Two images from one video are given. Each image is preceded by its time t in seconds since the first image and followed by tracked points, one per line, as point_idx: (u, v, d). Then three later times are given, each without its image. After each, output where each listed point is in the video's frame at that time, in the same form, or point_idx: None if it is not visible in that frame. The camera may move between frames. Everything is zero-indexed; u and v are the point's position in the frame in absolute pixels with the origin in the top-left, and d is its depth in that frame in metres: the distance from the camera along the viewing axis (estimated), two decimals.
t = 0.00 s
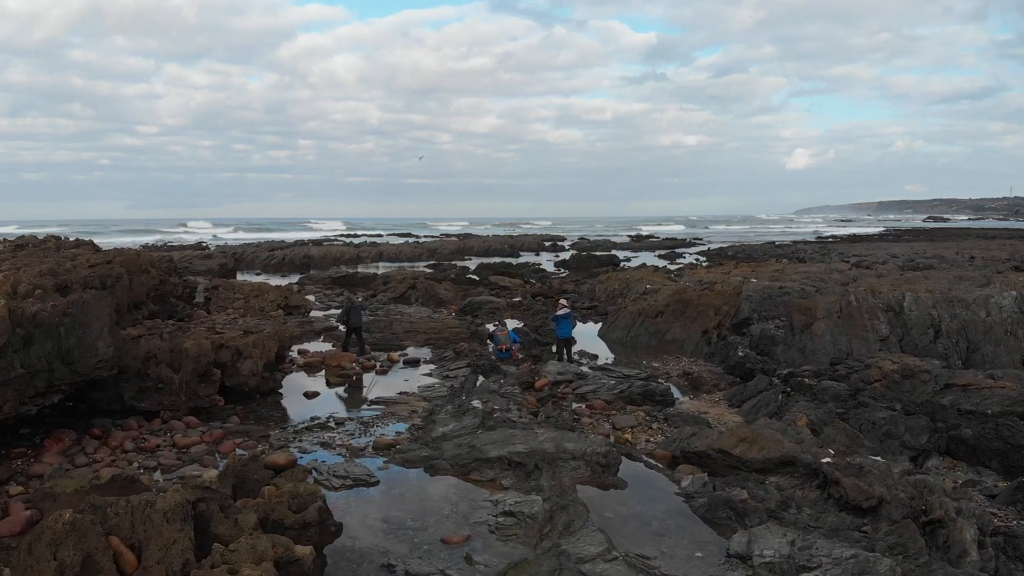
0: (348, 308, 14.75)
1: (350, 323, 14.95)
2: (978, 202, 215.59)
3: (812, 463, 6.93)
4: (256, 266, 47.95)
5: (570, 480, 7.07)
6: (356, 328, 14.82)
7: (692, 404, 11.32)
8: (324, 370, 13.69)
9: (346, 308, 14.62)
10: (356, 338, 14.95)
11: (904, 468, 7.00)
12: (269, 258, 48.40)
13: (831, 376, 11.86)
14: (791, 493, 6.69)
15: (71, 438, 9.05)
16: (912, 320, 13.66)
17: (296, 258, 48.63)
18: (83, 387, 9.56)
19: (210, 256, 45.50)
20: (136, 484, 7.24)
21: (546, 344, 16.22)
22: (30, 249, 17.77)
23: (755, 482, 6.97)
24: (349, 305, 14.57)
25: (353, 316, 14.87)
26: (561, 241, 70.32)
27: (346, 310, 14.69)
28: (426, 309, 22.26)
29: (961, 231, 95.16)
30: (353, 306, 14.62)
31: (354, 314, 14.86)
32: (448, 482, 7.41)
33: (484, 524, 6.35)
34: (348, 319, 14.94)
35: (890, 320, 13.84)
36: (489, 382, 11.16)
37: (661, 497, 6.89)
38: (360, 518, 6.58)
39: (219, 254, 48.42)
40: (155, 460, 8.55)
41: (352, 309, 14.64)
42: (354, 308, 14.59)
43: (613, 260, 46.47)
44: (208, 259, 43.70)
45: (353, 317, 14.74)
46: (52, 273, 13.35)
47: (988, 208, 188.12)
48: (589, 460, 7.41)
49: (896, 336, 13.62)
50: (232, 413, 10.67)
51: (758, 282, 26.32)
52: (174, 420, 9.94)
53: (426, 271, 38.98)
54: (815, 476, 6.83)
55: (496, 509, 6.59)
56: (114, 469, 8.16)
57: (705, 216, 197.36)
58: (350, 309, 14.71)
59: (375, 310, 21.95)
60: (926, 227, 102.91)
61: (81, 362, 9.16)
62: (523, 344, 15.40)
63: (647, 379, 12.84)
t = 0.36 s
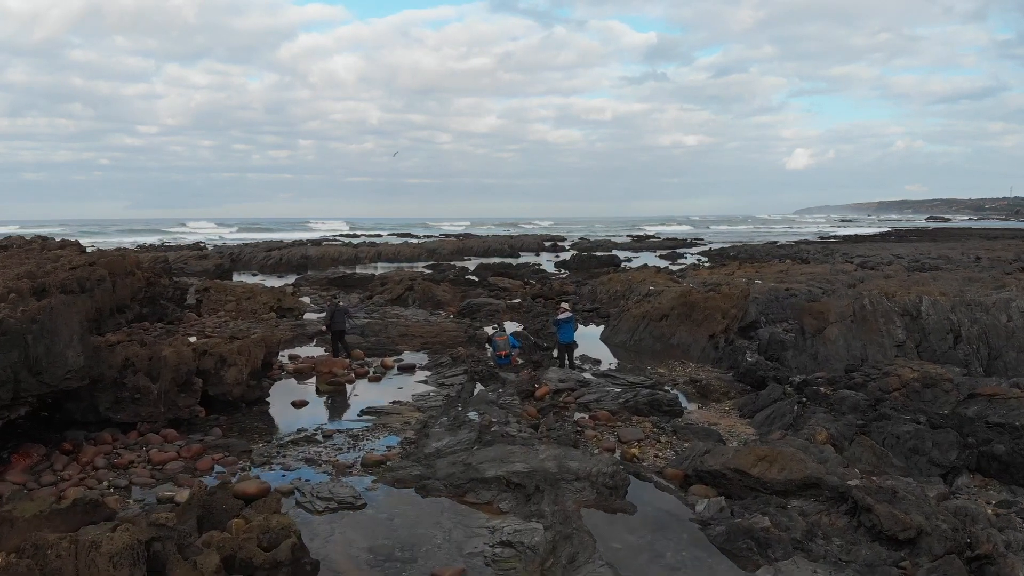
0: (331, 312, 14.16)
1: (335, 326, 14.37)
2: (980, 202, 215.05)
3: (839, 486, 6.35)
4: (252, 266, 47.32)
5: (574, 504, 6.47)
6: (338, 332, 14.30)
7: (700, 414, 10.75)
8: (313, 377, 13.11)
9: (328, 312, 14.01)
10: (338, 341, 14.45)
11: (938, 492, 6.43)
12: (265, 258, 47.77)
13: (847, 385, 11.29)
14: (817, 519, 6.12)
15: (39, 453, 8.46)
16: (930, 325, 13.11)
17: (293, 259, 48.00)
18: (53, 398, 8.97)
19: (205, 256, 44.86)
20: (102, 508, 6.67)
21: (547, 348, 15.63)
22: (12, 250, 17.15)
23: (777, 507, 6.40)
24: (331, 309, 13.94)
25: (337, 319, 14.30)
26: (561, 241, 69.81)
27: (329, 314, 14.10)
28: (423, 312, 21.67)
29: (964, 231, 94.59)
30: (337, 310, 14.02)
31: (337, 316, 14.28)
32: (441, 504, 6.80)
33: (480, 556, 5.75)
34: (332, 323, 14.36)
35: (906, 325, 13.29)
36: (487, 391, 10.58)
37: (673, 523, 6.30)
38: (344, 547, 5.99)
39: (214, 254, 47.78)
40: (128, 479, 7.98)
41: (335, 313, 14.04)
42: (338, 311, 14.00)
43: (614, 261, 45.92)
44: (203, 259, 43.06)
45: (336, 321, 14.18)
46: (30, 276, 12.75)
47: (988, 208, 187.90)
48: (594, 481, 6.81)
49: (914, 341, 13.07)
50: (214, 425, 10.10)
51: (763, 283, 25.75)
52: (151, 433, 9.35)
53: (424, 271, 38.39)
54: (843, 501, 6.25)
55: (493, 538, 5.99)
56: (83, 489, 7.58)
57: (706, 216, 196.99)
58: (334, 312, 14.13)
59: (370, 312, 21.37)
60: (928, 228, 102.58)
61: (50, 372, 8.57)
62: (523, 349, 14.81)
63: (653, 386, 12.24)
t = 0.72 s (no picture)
0: (320, 315, 13.57)
1: (322, 330, 13.75)
2: (981, 201, 214.38)
3: (872, 514, 5.77)
4: (250, 266, 46.76)
5: (579, 533, 5.88)
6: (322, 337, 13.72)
7: (711, 426, 10.17)
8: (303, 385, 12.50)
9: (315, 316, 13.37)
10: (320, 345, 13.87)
11: (980, 520, 5.86)
12: (263, 259, 47.22)
13: (866, 395, 10.70)
14: (848, 552, 5.54)
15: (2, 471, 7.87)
16: (950, 331, 12.54)
17: (290, 259, 47.47)
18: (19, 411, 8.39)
19: (201, 257, 44.31)
20: (61, 537, 6.10)
21: (549, 353, 15.05)
22: None
23: (802, 537, 5.82)
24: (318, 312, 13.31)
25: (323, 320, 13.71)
26: (561, 241, 69.25)
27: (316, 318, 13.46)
28: (420, 314, 21.07)
29: (967, 231, 93.96)
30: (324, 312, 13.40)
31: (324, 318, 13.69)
32: (433, 532, 6.19)
33: None
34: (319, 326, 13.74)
35: (924, 331, 12.75)
36: (485, 401, 9.99)
37: (689, 556, 5.72)
38: None
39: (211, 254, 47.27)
40: (97, 500, 7.41)
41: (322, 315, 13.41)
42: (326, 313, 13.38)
43: (615, 261, 45.41)
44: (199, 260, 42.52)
45: (323, 326, 13.62)
46: (6, 279, 12.16)
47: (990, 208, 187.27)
48: (601, 507, 6.22)
49: (932, 348, 12.51)
50: (194, 438, 9.53)
51: (769, 285, 25.15)
52: (125, 449, 8.76)
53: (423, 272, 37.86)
54: (877, 531, 5.67)
55: (489, 573, 5.39)
56: (45, 513, 6.99)
57: (707, 216, 196.53)
58: (322, 316, 13.50)
59: (366, 315, 20.78)
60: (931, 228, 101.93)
61: (14, 384, 7.98)
62: (523, 355, 14.24)
63: (660, 395, 11.64)
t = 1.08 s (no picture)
0: (305, 320, 13.04)
1: (308, 335, 13.24)
2: (983, 201, 213.71)
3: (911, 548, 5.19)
4: (246, 266, 46.19)
5: (586, 569, 5.29)
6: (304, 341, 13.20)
7: (722, 438, 9.59)
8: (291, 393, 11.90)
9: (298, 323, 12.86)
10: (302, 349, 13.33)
11: None
12: (259, 259, 46.65)
13: (886, 405, 10.11)
14: None
15: None
16: (972, 336, 12.11)
17: (287, 259, 46.90)
18: None
19: (197, 257, 43.73)
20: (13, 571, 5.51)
21: (549, 358, 14.47)
22: None
23: (834, 572, 5.23)
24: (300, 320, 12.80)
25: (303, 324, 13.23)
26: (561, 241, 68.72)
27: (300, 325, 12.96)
28: (417, 317, 20.48)
29: (971, 231, 93.34)
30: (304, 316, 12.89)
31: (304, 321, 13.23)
32: (423, 565, 5.59)
33: None
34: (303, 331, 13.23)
35: (945, 336, 12.26)
36: (483, 412, 9.40)
37: None
38: None
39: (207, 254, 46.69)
40: (60, 524, 6.82)
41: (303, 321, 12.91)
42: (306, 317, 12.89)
43: (616, 261, 44.87)
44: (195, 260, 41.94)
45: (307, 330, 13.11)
46: None
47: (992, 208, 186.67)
48: (609, 538, 5.62)
49: (953, 354, 12.01)
50: (172, 454, 8.94)
51: (775, 286, 24.54)
52: (96, 466, 8.17)
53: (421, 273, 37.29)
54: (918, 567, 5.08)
55: None
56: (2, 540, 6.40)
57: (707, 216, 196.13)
58: (307, 321, 12.98)
59: (361, 318, 20.18)
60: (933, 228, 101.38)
61: None
62: (523, 361, 13.67)
63: (668, 403, 11.05)
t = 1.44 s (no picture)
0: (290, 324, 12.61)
1: (295, 341, 12.76)
2: (983, 202, 213.88)
3: None
4: (242, 267, 45.69)
5: None
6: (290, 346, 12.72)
7: (733, 452, 9.07)
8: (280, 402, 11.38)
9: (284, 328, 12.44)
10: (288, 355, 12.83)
11: None
12: (256, 259, 46.14)
13: (906, 417, 9.61)
14: None
15: None
16: (993, 342, 11.77)
17: (285, 259, 46.41)
18: None
19: (193, 258, 43.22)
20: None
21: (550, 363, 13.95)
22: None
23: None
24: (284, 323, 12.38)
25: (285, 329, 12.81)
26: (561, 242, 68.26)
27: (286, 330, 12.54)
28: (414, 319, 19.94)
29: (973, 231, 92.86)
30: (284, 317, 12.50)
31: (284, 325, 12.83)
32: None
33: None
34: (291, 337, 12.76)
35: (964, 341, 11.87)
36: (480, 423, 8.87)
37: None
38: None
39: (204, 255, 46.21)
40: (22, 550, 6.29)
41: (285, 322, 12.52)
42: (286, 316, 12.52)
43: (617, 261, 44.39)
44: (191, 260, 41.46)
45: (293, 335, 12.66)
46: None
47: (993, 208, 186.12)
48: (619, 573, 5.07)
49: (973, 360, 11.61)
50: (150, 470, 8.42)
51: (781, 288, 24.01)
52: (66, 483, 7.63)
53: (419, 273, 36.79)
54: None
55: None
56: None
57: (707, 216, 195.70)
58: (293, 325, 12.56)
59: (357, 320, 19.65)
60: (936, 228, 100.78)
61: None
62: (522, 367, 13.15)
63: (675, 412, 10.51)
